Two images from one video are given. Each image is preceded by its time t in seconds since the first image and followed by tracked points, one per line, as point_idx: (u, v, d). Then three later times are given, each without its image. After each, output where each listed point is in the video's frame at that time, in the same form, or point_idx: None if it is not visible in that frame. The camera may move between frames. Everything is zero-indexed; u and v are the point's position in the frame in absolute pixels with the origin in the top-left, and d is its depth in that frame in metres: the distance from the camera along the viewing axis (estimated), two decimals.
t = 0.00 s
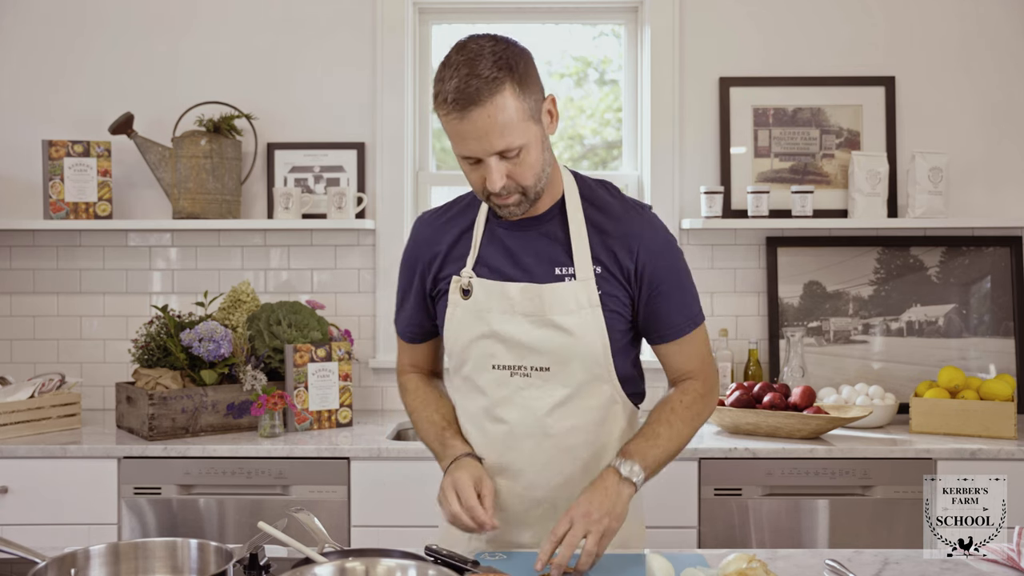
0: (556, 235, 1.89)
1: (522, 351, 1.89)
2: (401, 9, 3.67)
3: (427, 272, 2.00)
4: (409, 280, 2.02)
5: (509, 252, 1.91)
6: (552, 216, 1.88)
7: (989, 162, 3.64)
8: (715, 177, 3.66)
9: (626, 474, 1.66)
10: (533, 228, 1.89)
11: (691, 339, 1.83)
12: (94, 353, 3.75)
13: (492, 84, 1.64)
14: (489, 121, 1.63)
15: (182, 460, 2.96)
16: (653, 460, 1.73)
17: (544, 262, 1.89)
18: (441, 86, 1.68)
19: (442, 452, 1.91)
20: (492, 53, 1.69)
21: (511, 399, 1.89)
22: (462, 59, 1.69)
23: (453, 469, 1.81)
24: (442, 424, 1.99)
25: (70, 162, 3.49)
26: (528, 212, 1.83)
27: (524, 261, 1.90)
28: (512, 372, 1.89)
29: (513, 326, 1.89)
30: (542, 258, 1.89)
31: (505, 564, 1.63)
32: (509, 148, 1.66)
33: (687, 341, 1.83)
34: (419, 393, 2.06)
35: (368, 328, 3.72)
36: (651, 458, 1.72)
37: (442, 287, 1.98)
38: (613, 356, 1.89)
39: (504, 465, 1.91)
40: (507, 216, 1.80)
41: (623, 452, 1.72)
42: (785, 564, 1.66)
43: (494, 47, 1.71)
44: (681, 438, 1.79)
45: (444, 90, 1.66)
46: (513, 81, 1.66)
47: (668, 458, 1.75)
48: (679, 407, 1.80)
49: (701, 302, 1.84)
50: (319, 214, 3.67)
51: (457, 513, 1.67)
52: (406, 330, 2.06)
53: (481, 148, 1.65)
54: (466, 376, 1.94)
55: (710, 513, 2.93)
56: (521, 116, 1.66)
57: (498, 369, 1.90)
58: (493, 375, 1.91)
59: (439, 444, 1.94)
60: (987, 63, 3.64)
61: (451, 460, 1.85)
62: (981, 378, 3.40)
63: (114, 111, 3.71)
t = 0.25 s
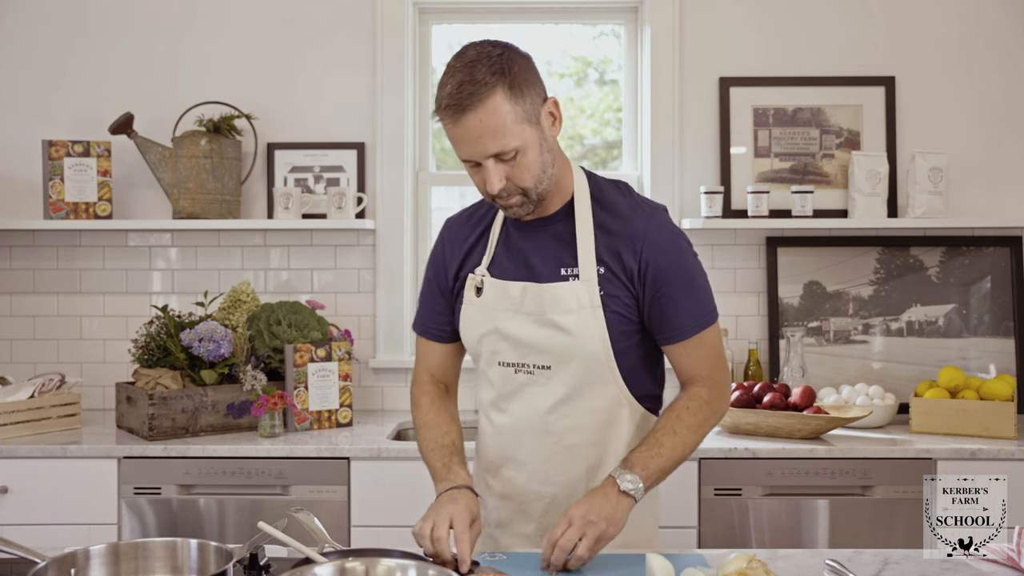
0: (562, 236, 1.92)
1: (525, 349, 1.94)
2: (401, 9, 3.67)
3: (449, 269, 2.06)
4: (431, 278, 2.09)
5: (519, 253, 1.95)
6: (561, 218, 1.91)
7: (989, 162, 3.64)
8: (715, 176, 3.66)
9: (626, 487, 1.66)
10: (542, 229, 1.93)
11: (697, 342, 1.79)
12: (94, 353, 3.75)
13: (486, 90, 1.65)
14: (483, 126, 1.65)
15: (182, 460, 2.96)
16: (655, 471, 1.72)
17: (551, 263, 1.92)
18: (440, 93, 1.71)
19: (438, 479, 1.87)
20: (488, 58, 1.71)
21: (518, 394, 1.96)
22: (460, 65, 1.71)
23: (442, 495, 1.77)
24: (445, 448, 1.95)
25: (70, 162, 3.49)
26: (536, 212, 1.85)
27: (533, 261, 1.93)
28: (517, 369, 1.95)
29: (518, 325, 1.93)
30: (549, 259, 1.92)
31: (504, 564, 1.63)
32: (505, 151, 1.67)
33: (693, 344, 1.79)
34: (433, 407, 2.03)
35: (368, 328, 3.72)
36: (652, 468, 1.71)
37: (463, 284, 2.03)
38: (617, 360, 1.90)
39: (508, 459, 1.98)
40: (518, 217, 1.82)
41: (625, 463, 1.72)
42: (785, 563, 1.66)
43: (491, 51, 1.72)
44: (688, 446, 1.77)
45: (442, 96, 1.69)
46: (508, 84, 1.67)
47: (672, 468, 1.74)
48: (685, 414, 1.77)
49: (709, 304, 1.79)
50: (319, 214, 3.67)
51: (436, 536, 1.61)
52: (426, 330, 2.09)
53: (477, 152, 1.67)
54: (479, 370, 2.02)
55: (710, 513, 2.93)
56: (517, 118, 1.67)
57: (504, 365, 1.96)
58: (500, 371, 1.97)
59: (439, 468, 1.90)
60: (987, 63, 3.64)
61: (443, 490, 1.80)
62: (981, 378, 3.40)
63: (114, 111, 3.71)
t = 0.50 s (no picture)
0: (567, 235, 1.94)
1: (528, 344, 1.95)
2: (401, 9, 3.67)
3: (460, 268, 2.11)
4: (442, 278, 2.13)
5: (527, 252, 1.98)
6: (567, 217, 1.93)
7: (989, 162, 3.64)
8: (715, 176, 3.66)
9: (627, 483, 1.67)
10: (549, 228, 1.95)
11: (698, 342, 1.79)
12: (94, 353, 3.75)
13: (492, 88, 1.69)
14: (491, 123, 1.69)
15: (182, 460, 2.96)
16: (654, 466, 1.72)
17: (556, 261, 1.94)
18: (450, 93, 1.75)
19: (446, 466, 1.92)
20: (496, 59, 1.75)
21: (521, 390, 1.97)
22: (469, 66, 1.75)
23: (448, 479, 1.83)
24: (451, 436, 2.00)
25: (70, 162, 3.49)
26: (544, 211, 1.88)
27: (540, 260, 1.96)
28: (520, 364, 1.96)
29: (522, 322, 1.95)
30: (554, 256, 1.94)
31: (504, 564, 1.63)
32: (512, 148, 1.70)
33: (694, 343, 1.79)
34: (440, 396, 2.08)
35: (368, 328, 3.72)
36: (653, 464, 1.71)
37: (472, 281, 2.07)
38: (619, 358, 1.90)
39: (510, 454, 1.99)
40: (530, 216, 1.85)
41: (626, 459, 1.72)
42: (785, 564, 1.66)
43: (499, 53, 1.76)
44: (691, 443, 1.76)
45: (451, 96, 1.73)
46: (515, 83, 1.71)
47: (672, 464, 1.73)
48: (687, 411, 1.77)
49: (711, 305, 1.79)
50: (319, 214, 3.67)
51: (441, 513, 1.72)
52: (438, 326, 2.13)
53: (485, 149, 1.71)
54: (487, 365, 2.04)
55: (710, 513, 2.93)
56: (524, 117, 1.71)
57: (508, 360, 1.98)
58: (504, 366, 1.98)
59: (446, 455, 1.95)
60: (987, 63, 3.64)
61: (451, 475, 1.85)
62: (980, 378, 3.40)
63: (114, 111, 3.71)
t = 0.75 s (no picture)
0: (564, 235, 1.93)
1: (526, 344, 1.95)
2: (401, 9, 3.67)
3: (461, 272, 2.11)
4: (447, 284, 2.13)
5: (525, 253, 1.98)
6: (564, 220, 1.93)
7: (989, 162, 3.64)
8: (715, 176, 3.66)
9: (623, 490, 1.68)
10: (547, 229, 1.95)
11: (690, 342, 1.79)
12: (94, 353, 3.75)
13: (496, 93, 1.70)
14: (495, 126, 1.69)
15: (182, 460, 2.96)
16: (649, 471, 1.74)
17: (555, 261, 1.94)
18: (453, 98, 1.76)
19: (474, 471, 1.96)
20: (499, 63, 1.75)
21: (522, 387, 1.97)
22: (472, 71, 1.76)
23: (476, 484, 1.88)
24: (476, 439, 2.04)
25: (70, 162, 3.49)
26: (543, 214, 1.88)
27: (538, 262, 1.96)
28: (520, 363, 1.96)
29: (520, 321, 1.94)
30: (553, 256, 1.94)
31: (504, 564, 1.63)
32: (515, 151, 1.70)
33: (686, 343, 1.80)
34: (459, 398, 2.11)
35: (368, 328, 3.72)
36: (647, 469, 1.74)
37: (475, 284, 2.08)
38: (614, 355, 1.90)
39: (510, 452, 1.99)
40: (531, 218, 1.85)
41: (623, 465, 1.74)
42: (785, 563, 1.66)
43: (502, 58, 1.76)
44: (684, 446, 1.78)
45: (454, 100, 1.73)
46: (518, 87, 1.72)
47: (667, 468, 1.75)
48: (679, 415, 1.78)
49: (702, 305, 1.79)
50: (319, 214, 3.67)
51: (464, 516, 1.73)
52: (449, 330, 2.14)
53: (488, 152, 1.71)
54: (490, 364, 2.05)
55: (710, 513, 2.93)
56: (526, 120, 1.71)
57: (509, 360, 1.98)
58: (505, 365, 1.99)
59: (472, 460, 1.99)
60: (987, 63, 3.64)
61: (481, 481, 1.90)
62: (980, 378, 3.40)
63: (114, 111, 3.71)
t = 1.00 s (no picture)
0: (566, 239, 1.93)
1: (534, 346, 1.96)
2: (401, 9, 3.67)
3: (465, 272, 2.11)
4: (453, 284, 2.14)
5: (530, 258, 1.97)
6: (567, 224, 1.93)
7: (989, 162, 3.64)
8: (715, 177, 3.66)
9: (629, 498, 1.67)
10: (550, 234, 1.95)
11: (688, 341, 1.80)
12: (94, 353, 3.75)
13: (493, 100, 1.70)
14: (493, 134, 1.70)
15: (182, 460, 2.96)
16: (652, 477, 1.74)
17: (559, 264, 1.94)
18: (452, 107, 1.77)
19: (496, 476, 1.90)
20: (496, 71, 1.76)
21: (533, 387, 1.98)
22: (471, 80, 1.77)
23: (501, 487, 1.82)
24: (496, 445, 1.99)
25: (70, 162, 3.49)
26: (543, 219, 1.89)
27: (542, 266, 1.96)
28: (529, 364, 1.98)
29: (528, 325, 1.95)
30: (557, 260, 1.94)
31: (505, 564, 1.63)
32: (514, 156, 1.71)
33: (684, 343, 1.80)
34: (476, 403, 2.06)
35: (368, 328, 3.72)
36: (650, 474, 1.74)
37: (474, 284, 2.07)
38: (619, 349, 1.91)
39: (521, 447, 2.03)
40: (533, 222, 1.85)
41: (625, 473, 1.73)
42: (785, 563, 1.66)
43: (499, 66, 1.77)
44: (683, 447, 1.78)
45: (454, 109, 1.74)
46: (515, 93, 1.72)
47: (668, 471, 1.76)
48: (676, 419, 1.78)
49: (700, 304, 1.80)
50: (319, 214, 3.67)
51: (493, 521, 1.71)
52: (457, 336, 2.12)
53: (487, 158, 1.72)
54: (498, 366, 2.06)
55: (710, 513, 2.93)
56: (524, 125, 1.72)
57: (518, 362, 1.99)
58: (514, 367, 2.00)
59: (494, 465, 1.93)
60: (988, 63, 3.64)
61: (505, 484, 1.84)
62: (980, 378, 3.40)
63: (114, 111, 3.71)
